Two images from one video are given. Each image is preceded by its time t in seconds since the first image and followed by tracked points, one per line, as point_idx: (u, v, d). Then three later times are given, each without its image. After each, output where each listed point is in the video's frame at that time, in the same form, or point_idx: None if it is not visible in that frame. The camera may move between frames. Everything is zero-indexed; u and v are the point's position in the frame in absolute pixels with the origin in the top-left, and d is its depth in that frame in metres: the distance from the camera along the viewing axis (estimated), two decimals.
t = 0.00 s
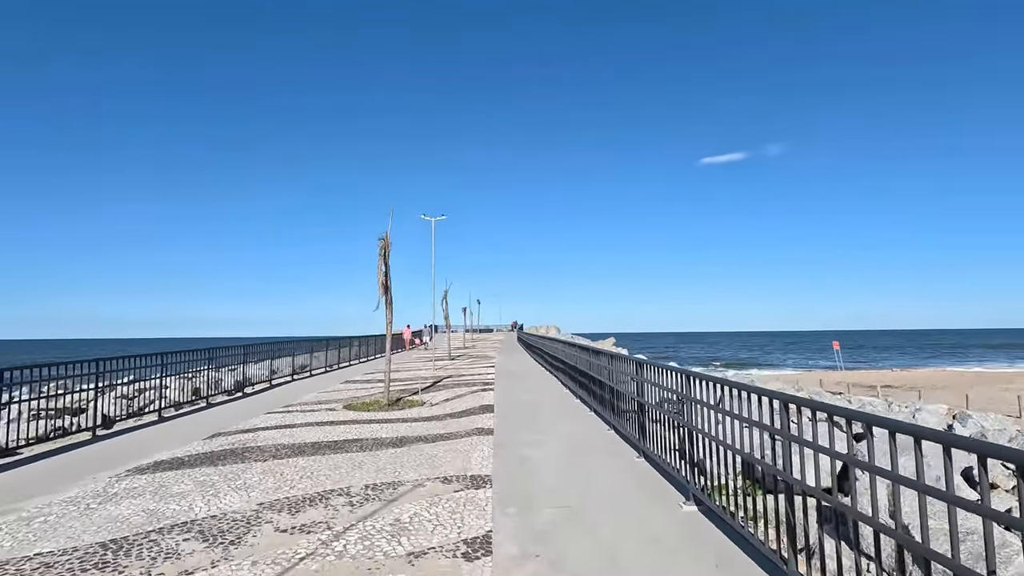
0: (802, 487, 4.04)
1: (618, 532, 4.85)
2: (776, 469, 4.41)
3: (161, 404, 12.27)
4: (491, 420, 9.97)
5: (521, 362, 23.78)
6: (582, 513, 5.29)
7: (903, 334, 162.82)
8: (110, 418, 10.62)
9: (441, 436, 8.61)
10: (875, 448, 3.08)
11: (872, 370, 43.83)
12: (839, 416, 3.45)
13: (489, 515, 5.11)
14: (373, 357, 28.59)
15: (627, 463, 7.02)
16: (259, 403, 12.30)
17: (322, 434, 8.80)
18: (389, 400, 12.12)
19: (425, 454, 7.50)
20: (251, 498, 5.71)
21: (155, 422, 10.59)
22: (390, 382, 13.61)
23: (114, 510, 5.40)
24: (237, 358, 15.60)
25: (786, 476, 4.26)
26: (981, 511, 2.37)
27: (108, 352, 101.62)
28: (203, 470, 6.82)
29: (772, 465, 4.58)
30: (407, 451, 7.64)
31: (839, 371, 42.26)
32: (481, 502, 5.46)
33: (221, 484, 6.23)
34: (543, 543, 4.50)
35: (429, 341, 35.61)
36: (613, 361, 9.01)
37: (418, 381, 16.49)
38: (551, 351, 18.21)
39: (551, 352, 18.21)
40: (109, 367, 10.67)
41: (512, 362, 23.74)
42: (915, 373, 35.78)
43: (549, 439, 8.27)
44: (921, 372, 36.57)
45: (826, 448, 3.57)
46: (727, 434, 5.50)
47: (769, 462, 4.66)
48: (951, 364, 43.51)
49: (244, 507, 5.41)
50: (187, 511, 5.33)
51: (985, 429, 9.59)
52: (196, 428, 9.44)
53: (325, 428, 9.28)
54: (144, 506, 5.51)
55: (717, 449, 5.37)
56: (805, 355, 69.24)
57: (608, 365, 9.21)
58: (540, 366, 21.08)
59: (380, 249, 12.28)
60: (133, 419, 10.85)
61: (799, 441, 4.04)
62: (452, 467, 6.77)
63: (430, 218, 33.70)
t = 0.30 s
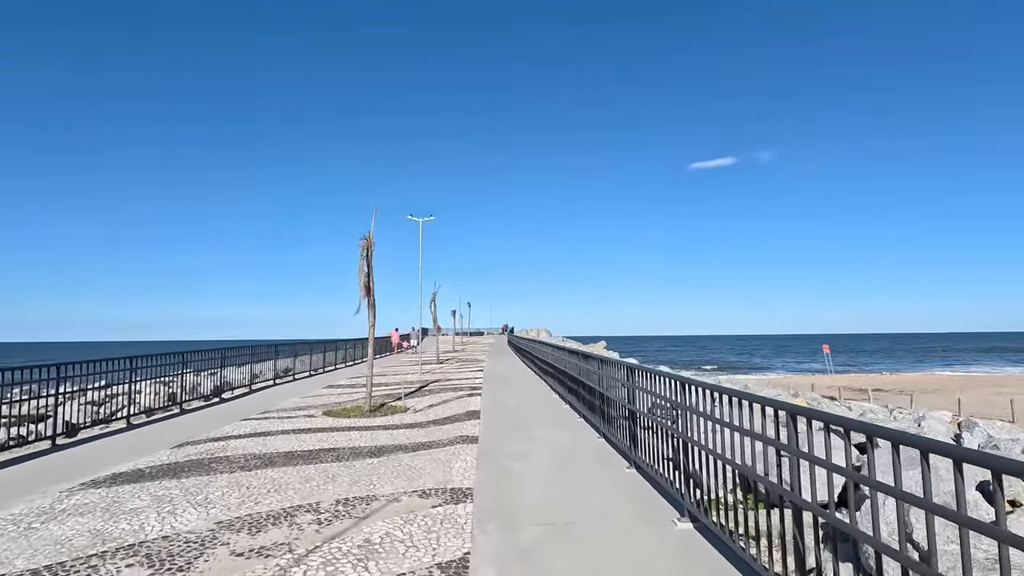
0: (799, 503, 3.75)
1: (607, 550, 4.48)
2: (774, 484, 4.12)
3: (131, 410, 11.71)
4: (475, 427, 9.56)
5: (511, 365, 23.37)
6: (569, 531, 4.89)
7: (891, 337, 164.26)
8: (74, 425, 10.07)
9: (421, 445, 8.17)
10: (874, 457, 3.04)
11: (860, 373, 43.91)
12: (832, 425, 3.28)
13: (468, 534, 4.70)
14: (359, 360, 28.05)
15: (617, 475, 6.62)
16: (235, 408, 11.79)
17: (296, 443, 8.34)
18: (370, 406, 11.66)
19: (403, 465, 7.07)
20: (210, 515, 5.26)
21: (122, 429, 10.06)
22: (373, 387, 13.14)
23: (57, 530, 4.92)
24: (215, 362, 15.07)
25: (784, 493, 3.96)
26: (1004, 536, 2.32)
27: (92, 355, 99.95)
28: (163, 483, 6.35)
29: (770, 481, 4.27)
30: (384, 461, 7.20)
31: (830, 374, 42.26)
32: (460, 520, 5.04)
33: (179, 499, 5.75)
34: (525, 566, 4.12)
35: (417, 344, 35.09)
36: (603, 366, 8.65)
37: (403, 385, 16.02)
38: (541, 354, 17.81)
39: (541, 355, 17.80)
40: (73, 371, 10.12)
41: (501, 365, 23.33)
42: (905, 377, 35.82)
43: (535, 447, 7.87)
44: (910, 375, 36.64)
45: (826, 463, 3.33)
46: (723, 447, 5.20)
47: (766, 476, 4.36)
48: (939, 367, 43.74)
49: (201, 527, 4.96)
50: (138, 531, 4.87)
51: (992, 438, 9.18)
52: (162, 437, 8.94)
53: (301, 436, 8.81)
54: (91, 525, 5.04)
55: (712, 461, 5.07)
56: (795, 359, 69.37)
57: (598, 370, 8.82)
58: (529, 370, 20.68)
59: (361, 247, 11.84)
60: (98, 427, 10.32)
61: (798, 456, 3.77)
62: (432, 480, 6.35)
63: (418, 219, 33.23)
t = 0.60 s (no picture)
0: (804, 526, 3.42)
1: None
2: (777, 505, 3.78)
3: (103, 418, 11.19)
4: (462, 436, 9.14)
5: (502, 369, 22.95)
6: (558, 555, 4.49)
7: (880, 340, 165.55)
8: (38, 434, 9.53)
9: (404, 456, 7.73)
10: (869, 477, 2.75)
11: (853, 376, 43.96)
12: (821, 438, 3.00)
13: (447, 561, 4.29)
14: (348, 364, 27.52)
15: (610, 490, 6.23)
16: (212, 416, 11.29)
17: (271, 454, 7.88)
18: (354, 412, 11.21)
19: (383, 479, 6.63)
20: (168, 537, 4.81)
21: (90, 438, 9.55)
22: (358, 393, 12.67)
23: None
24: (194, 366, 14.55)
25: (786, 514, 3.63)
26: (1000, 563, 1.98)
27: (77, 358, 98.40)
28: (122, 500, 5.88)
29: (771, 500, 3.94)
30: (364, 474, 6.76)
31: (822, 378, 42.22)
32: (440, 543, 4.64)
33: (136, 519, 5.28)
34: None
35: (407, 347, 34.60)
36: (595, 373, 8.28)
37: (390, 391, 15.55)
38: (532, 358, 17.42)
39: (532, 360, 17.41)
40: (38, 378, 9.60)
41: (492, 369, 22.90)
42: (896, 380, 35.87)
43: (524, 459, 7.48)
44: (902, 379, 36.71)
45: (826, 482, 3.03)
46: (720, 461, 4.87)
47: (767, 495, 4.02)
48: (929, 371, 43.86)
49: (154, 552, 4.51)
50: (83, 558, 4.41)
51: (1008, 452, 8.65)
52: (130, 447, 8.45)
53: (277, 446, 8.35)
54: (34, 550, 4.57)
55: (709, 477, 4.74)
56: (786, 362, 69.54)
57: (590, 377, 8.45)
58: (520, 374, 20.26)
59: (345, 246, 11.42)
60: (65, 436, 9.79)
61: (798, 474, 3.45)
62: (413, 497, 5.93)
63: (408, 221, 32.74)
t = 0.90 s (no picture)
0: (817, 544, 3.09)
1: None
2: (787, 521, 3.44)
3: (75, 423, 10.67)
4: (451, 442, 8.73)
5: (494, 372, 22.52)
6: None
7: (872, 342, 166.36)
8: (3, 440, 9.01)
9: (389, 464, 7.31)
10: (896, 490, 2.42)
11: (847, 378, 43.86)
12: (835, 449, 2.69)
13: None
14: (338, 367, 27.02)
15: (606, 501, 5.87)
16: (191, 420, 10.81)
17: (249, 462, 7.44)
18: (340, 417, 10.78)
19: (366, 489, 6.22)
20: (124, 557, 4.37)
21: (60, 445, 9.06)
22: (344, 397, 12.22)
23: None
24: (176, 368, 14.06)
25: (797, 530, 3.29)
26: None
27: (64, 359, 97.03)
28: (81, 513, 5.44)
29: (782, 515, 3.57)
30: (345, 485, 6.34)
31: (815, 380, 42.08)
32: (423, 562, 4.24)
33: (92, 536, 4.85)
34: None
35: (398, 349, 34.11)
36: (590, 377, 7.92)
37: (379, 394, 15.11)
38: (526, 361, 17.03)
39: (525, 362, 17.03)
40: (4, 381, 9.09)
41: (485, 372, 22.49)
42: (891, 382, 35.76)
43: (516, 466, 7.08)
44: (896, 381, 36.64)
45: (844, 495, 2.70)
46: (724, 471, 4.51)
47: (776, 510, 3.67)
48: (922, 373, 43.86)
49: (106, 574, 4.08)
50: None
51: None
52: (99, 454, 7.97)
53: (256, 453, 7.92)
54: None
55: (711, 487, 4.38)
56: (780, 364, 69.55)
57: (586, 381, 8.07)
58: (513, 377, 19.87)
59: (332, 244, 11.00)
60: (33, 442, 9.29)
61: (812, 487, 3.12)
62: (396, 509, 5.51)
63: (400, 221, 32.31)
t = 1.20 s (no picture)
0: (825, 571, 2.71)
1: None
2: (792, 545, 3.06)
3: (39, 429, 10.08)
4: (435, 450, 8.29)
5: (483, 373, 22.06)
6: None
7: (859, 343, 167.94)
8: None
9: (370, 475, 6.86)
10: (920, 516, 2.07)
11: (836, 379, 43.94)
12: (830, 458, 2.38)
13: None
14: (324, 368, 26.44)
15: (600, 517, 5.48)
16: (163, 426, 10.26)
17: (219, 473, 6.96)
18: (321, 422, 10.29)
19: (343, 504, 5.76)
20: None
21: (19, 453, 8.49)
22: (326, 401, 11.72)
23: None
24: (151, 371, 13.47)
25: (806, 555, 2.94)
26: None
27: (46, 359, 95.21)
28: (26, 534, 4.94)
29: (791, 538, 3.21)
30: (320, 499, 5.88)
31: (805, 381, 42.09)
32: None
33: (32, 562, 4.36)
34: None
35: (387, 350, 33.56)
36: (582, 382, 7.52)
37: (364, 397, 14.61)
38: (516, 363, 16.62)
39: (516, 364, 16.61)
40: None
41: (474, 374, 22.03)
42: (881, 383, 35.79)
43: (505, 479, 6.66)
44: (886, 382, 36.71)
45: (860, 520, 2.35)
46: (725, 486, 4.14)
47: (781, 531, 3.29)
48: (911, 374, 44.04)
49: None
50: None
51: None
52: (59, 465, 7.44)
53: (228, 463, 7.43)
54: None
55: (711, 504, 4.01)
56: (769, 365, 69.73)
57: (578, 386, 7.66)
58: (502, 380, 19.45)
59: (313, 241, 10.52)
60: None
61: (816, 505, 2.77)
62: (373, 528, 5.07)
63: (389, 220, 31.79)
